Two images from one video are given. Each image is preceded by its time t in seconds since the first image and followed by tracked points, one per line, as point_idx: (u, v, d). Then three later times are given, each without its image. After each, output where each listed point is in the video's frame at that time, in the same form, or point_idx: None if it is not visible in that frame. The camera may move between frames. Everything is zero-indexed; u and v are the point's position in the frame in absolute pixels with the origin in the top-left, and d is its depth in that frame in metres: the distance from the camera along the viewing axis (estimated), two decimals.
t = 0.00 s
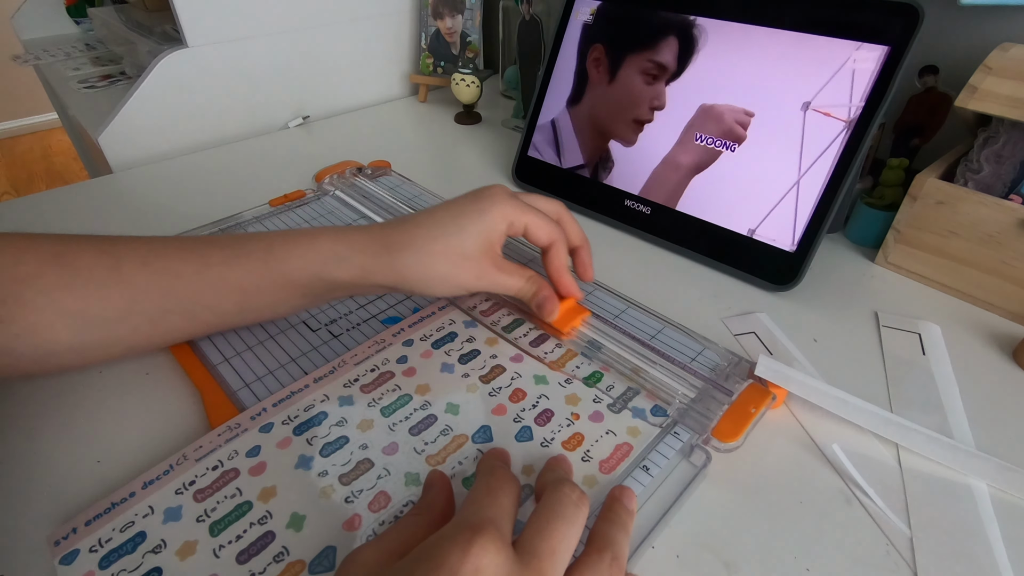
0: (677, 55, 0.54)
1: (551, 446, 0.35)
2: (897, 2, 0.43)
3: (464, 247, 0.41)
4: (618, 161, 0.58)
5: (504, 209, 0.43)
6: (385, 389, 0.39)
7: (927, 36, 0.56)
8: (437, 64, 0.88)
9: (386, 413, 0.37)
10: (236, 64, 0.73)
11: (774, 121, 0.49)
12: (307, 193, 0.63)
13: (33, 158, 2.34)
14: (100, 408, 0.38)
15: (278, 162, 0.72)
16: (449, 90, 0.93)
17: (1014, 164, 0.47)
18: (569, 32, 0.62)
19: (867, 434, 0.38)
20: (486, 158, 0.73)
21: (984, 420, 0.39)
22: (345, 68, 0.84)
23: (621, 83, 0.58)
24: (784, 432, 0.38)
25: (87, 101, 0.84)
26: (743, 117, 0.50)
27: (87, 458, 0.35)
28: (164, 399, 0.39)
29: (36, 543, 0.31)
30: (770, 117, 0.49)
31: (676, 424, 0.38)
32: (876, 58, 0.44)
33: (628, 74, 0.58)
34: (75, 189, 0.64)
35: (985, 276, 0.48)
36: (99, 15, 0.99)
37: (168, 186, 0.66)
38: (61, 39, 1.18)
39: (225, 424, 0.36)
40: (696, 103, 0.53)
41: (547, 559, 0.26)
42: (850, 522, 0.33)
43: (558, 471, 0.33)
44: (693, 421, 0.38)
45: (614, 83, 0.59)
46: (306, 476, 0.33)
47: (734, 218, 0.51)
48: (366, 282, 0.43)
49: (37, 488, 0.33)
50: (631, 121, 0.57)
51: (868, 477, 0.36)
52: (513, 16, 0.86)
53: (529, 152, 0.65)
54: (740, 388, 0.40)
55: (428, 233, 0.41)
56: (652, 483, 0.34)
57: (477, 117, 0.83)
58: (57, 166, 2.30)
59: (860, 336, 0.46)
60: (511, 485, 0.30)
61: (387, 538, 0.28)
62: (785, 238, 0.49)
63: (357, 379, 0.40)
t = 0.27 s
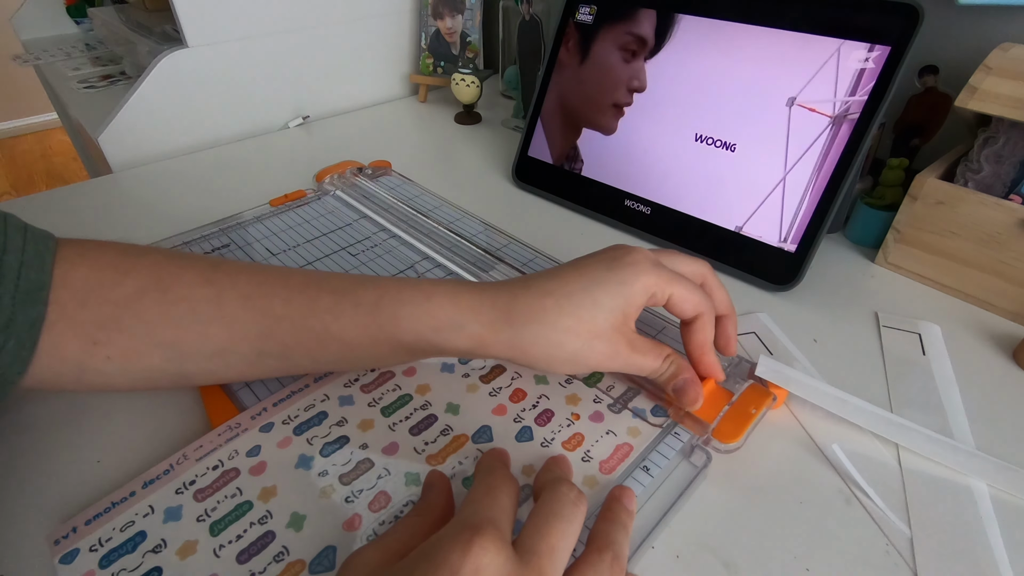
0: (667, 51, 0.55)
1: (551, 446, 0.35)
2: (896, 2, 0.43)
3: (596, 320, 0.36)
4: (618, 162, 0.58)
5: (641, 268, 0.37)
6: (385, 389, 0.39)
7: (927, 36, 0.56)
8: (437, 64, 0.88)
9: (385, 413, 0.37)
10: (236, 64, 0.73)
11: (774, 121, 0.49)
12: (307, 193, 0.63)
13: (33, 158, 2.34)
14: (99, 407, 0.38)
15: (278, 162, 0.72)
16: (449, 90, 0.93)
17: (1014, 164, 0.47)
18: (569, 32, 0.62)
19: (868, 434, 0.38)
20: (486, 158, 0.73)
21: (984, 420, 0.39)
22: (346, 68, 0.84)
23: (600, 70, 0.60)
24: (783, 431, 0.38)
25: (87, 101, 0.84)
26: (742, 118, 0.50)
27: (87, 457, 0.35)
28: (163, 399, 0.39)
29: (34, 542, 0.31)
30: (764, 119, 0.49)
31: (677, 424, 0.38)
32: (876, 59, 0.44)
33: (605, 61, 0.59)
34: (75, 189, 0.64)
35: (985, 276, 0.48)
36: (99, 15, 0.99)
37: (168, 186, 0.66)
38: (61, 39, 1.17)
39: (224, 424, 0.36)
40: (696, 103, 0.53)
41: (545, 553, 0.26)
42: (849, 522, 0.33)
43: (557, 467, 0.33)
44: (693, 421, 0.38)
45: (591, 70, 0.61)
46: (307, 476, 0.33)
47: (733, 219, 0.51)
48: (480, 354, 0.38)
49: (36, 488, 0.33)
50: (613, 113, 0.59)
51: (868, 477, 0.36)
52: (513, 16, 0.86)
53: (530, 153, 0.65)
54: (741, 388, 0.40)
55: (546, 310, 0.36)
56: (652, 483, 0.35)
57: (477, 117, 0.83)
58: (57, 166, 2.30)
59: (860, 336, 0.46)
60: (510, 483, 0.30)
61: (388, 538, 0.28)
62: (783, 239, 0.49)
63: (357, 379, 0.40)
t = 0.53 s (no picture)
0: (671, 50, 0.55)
1: (519, 376, 0.40)
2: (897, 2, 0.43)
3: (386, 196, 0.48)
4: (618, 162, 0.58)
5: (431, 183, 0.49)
6: (375, 330, 0.44)
7: (928, 36, 0.56)
8: (437, 64, 0.88)
9: (375, 349, 0.42)
10: (236, 63, 0.73)
11: (777, 122, 0.49)
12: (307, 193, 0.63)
13: (34, 158, 2.34)
14: (99, 407, 0.38)
15: (277, 162, 0.72)
16: (449, 90, 0.93)
17: (1015, 164, 0.47)
18: (569, 31, 0.63)
19: (867, 434, 0.38)
20: (486, 158, 0.73)
21: (983, 420, 0.39)
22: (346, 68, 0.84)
23: (601, 66, 0.60)
24: (784, 431, 0.38)
25: (87, 101, 0.84)
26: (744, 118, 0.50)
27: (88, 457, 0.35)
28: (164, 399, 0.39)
29: (35, 543, 0.31)
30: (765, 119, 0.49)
31: (676, 424, 0.38)
32: (877, 58, 0.44)
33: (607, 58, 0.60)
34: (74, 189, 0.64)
35: (985, 276, 0.48)
36: (99, 15, 0.99)
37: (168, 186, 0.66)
38: (61, 39, 1.17)
39: (236, 354, 0.41)
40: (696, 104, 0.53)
41: (462, 462, 0.30)
42: (849, 522, 0.33)
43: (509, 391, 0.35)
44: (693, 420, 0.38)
45: (593, 67, 0.61)
46: (303, 396, 0.38)
47: (734, 219, 0.51)
48: (400, 215, 0.49)
49: (36, 489, 0.33)
50: (614, 109, 0.59)
51: (868, 477, 0.36)
52: (513, 16, 0.86)
53: (529, 153, 0.65)
54: (741, 388, 0.40)
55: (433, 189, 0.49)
56: (652, 483, 0.35)
57: (477, 117, 0.83)
58: (57, 166, 2.30)
59: (860, 336, 0.46)
60: (445, 410, 0.33)
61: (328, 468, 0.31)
62: (783, 240, 0.49)
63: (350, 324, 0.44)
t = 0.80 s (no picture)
0: (673, 50, 0.55)
1: (519, 365, 0.41)
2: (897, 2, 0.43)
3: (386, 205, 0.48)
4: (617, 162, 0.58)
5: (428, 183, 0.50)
6: (381, 320, 0.45)
7: (928, 36, 0.56)
8: (437, 64, 0.89)
9: (380, 337, 0.43)
10: (235, 63, 0.73)
11: (777, 119, 0.49)
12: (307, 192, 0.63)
13: (33, 158, 2.34)
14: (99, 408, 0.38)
15: (277, 162, 0.72)
16: (449, 90, 0.93)
17: (1015, 164, 0.47)
18: (569, 31, 0.62)
19: (867, 433, 0.38)
20: (486, 158, 0.73)
21: (983, 420, 0.39)
22: (346, 68, 0.84)
23: (604, 67, 0.60)
24: (784, 431, 0.38)
25: (87, 101, 0.84)
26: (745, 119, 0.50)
27: (88, 456, 0.35)
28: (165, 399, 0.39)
29: (36, 543, 0.31)
30: (764, 119, 0.49)
31: (677, 424, 0.38)
32: (877, 58, 0.44)
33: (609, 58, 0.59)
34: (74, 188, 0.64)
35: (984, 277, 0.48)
36: (99, 15, 0.99)
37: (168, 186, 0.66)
38: (61, 39, 1.18)
39: (245, 340, 0.43)
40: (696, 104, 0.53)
41: (460, 443, 0.29)
42: (850, 522, 0.33)
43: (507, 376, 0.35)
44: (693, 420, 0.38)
45: (595, 68, 0.61)
46: (310, 381, 0.39)
47: (735, 219, 0.51)
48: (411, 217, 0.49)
49: (36, 489, 0.33)
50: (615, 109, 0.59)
51: (868, 477, 0.36)
52: (513, 16, 0.86)
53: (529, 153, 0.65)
54: (740, 388, 0.40)
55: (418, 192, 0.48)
56: (652, 483, 0.35)
57: (477, 117, 0.83)
58: (57, 166, 2.30)
59: (859, 336, 0.46)
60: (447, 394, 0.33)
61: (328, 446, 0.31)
62: (784, 240, 0.49)
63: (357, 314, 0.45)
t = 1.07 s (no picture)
0: (672, 52, 0.55)
1: (520, 362, 0.41)
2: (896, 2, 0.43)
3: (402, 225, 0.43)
4: (617, 162, 0.58)
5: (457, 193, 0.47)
6: (382, 317, 0.45)
7: (927, 36, 0.56)
8: (437, 64, 0.88)
9: (382, 334, 0.43)
10: (235, 64, 0.73)
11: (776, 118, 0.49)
12: (307, 193, 0.63)
13: (33, 158, 2.34)
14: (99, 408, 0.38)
15: (277, 162, 0.72)
16: (449, 90, 0.93)
17: (1015, 164, 0.47)
18: (569, 31, 0.63)
19: (867, 433, 0.38)
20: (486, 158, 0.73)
21: (983, 420, 0.39)
22: (346, 68, 0.84)
23: (602, 69, 0.60)
24: (784, 432, 0.38)
25: (87, 101, 0.84)
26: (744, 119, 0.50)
27: (88, 456, 0.35)
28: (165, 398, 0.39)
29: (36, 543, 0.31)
30: (762, 118, 0.49)
31: (676, 424, 0.38)
32: (877, 58, 0.44)
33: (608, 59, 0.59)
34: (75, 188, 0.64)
35: (985, 277, 0.48)
36: (99, 15, 0.99)
37: (168, 186, 0.66)
38: (61, 39, 1.18)
39: (247, 337, 0.43)
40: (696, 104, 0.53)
41: (461, 442, 0.30)
42: (850, 522, 0.33)
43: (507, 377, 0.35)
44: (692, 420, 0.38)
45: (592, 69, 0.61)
46: (312, 378, 0.39)
47: (735, 219, 0.51)
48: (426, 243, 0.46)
49: (36, 488, 0.33)
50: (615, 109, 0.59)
51: (868, 477, 0.36)
52: (513, 16, 0.86)
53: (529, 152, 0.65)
54: (740, 388, 0.40)
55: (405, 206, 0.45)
56: (652, 483, 0.35)
57: (477, 117, 0.83)
58: (57, 166, 2.30)
59: (859, 336, 0.46)
60: (447, 393, 0.34)
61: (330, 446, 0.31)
62: (783, 240, 0.49)
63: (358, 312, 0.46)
